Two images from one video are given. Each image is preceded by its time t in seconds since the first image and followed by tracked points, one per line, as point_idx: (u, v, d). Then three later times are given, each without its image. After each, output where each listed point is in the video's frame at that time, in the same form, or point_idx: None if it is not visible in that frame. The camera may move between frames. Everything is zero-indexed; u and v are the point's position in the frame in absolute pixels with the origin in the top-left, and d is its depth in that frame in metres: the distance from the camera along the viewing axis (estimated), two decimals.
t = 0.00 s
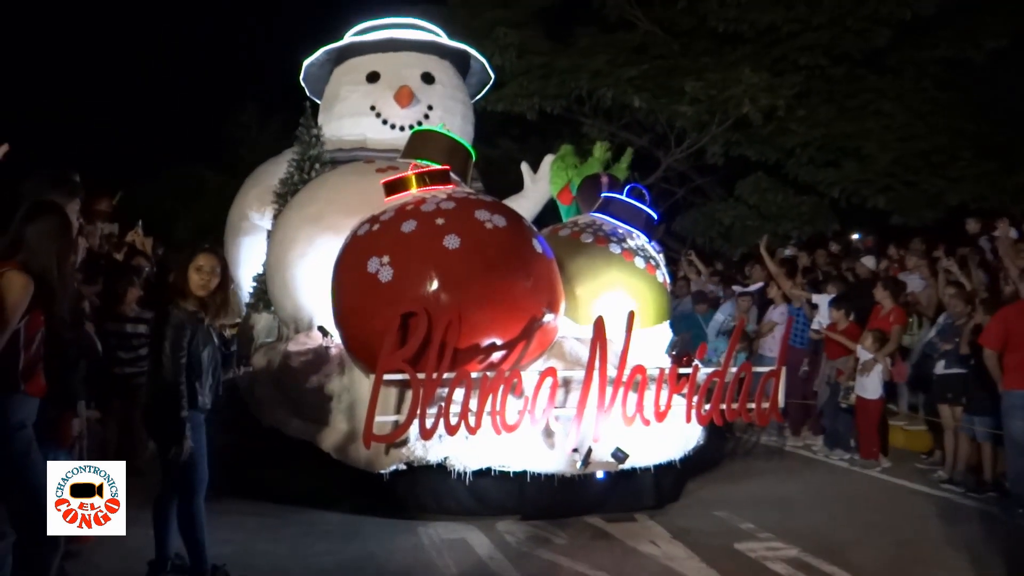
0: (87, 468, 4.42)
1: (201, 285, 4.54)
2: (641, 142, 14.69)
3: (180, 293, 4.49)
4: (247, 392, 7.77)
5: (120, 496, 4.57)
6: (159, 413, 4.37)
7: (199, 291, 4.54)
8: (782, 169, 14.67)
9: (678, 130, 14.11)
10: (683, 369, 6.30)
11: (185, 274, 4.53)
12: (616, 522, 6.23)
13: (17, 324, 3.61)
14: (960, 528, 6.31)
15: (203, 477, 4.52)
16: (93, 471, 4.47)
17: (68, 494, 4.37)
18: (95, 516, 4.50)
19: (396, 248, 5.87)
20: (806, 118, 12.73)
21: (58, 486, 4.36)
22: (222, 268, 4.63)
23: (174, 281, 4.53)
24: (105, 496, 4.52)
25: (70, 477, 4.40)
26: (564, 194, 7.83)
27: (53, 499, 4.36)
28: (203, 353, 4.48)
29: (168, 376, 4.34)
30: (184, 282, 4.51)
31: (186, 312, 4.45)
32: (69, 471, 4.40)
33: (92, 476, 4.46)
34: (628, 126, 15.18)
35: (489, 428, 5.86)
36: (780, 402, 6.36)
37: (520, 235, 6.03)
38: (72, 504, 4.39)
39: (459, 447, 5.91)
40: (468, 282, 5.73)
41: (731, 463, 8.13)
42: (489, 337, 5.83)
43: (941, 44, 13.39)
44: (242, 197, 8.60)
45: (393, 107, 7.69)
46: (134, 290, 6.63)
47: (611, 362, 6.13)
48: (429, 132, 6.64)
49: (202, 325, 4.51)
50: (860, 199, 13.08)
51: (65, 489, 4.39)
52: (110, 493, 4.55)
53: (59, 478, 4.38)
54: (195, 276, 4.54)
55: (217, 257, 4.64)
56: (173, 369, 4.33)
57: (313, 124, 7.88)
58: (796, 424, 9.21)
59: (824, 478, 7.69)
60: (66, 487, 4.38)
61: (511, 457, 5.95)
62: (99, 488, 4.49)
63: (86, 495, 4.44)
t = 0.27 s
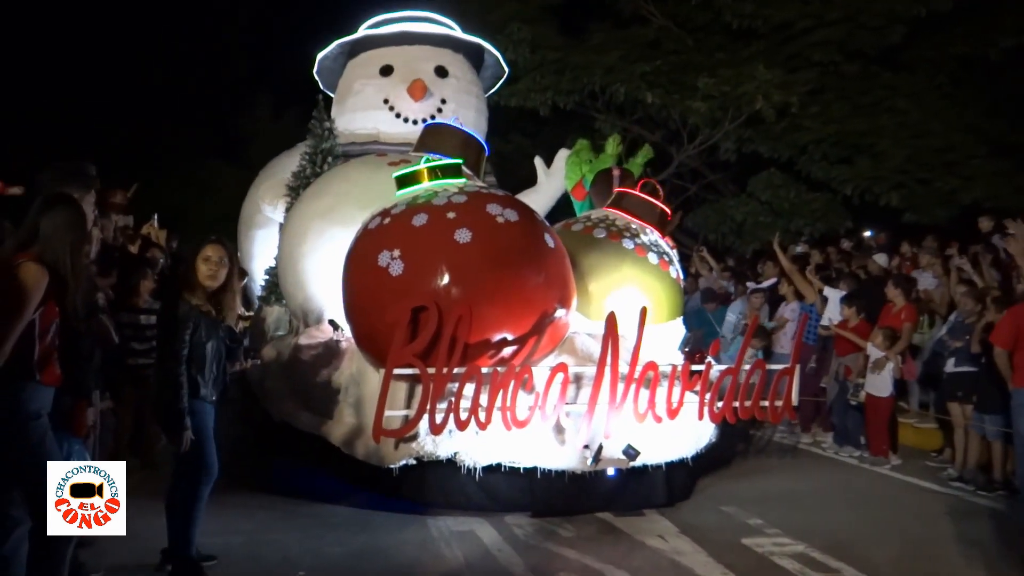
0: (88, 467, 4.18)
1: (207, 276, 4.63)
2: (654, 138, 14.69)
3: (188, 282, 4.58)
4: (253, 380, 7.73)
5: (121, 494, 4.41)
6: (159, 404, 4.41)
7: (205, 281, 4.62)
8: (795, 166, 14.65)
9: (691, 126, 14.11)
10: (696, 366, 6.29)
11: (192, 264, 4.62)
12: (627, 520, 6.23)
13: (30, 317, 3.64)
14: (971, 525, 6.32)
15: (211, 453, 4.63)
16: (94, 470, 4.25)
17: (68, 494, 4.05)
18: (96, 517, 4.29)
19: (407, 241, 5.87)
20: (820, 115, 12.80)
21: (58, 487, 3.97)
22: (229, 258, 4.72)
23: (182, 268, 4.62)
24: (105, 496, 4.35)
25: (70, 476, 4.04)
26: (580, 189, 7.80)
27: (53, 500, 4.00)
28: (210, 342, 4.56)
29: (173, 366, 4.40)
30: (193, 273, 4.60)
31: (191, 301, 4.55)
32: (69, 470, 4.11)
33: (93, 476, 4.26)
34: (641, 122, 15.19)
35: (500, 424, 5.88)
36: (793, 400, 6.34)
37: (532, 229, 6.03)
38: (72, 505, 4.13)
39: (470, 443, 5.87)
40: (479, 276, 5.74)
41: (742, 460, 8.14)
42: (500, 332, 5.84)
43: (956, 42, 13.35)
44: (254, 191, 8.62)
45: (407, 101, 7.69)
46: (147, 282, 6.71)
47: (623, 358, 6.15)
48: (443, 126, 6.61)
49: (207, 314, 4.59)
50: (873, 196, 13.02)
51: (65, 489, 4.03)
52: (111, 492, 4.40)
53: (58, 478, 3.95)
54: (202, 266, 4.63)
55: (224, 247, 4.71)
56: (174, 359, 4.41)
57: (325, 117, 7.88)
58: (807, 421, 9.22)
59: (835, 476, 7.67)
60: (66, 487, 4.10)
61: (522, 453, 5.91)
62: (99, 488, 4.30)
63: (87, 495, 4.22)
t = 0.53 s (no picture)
0: (88, 467, 3.99)
1: (215, 267, 4.63)
2: (665, 133, 14.69)
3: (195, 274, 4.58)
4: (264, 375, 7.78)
5: (120, 495, 4.24)
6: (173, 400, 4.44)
7: (212, 272, 4.62)
8: (805, 162, 14.63)
9: (702, 121, 14.11)
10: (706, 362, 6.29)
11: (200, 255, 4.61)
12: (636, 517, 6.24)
13: (43, 306, 3.69)
14: (979, 521, 6.32)
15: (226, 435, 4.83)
16: (93, 470, 4.08)
17: (68, 495, 3.92)
18: (95, 517, 4.13)
19: (417, 234, 5.88)
20: (832, 110, 12.71)
21: (57, 487, 3.87)
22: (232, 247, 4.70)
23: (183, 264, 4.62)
24: (104, 496, 4.17)
25: (69, 476, 3.91)
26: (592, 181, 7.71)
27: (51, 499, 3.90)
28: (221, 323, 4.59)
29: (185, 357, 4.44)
30: (199, 265, 4.59)
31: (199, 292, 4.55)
32: (69, 471, 3.92)
33: (93, 476, 4.07)
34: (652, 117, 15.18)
35: (507, 419, 5.90)
36: (804, 398, 6.33)
37: (542, 223, 6.03)
38: (72, 505, 3.98)
39: (477, 437, 5.89)
40: (487, 270, 5.74)
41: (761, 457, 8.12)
42: (509, 326, 5.85)
43: (969, 38, 13.32)
44: (266, 183, 8.64)
45: (419, 93, 7.70)
46: (157, 273, 6.80)
47: (633, 354, 6.16)
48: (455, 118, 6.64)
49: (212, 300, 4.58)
50: (884, 192, 12.97)
51: (64, 489, 3.90)
52: (109, 492, 4.22)
53: (59, 478, 3.86)
54: (208, 258, 4.62)
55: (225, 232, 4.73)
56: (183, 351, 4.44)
57: (337, 109, 7.87)
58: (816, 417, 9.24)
59: (844, 472, 7.67)
60: (66, 488, 3.92)
61: (529, 448, 5.94)
62: (99, 488, 4.11)
63: (86, 495, 4.06)
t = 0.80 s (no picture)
0: (88, 468, 3.94)
1: (214, 260, 4.65)
2: (671, 127, 14.68)
3: (193, 269, 4.62)
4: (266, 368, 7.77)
5: (120, 496, 4.19)
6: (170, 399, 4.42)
7: (211, 266, 4.65)
8: (812, 156, 14.61)
9: (708, 115, 14.10)
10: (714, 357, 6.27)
11: (199, 250, 4.65)
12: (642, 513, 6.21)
13: (52, 301, 3.70)
14: (983, 517, 6.31)
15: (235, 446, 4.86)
16: (94, 470, 4.02)
17: (68, 495, 3.92)
18: (95, 517, 4.08)
19: (422, 227, 5.88)
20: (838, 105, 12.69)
21: (57, 487, 3.88)
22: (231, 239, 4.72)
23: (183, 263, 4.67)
24: (105, 496, 4.12)
25: (70, 476, 3.91)
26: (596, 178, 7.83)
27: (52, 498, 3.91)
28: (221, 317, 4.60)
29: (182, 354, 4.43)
30: (195, 261, 4.63)
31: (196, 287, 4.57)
32: (69, 471, 3.90)
33: (93, 476, 4.01)
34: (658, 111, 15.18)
35: (512, 414, 5.86)
36: (812, 394, 6.33)
37: (548, 216, 6.03)
38: (71, 505, 3.96)
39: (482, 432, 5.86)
40: (492, 264, 5.75)
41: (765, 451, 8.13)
42: (514, 320, 5.85)
43: (978, 32, 13.26)
44: (272, 176, 8.65)
45: (425, 85, 7.68)
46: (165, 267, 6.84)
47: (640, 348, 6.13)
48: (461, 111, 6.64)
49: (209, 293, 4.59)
50: (890, 187, 12.94)
51: (65, 489, 3.90)
52: (110, 492, 4.17)
53: (59, 477, 3.87)
54: (207, 252, 4.65)
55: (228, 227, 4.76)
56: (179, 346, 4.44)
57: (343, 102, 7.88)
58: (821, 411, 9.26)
59: (850, 468, 7.67)
60: (66, 488, 3.89)
61: (535, 444, 5.90)
62: (99, 488, 4.06)
63: (86, 495, 4.01)
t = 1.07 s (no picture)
0: (88, 468, 3.92)
1: (212, 258, 4.58)
2: (673, 121, 14.68)
3: (189, 267, 4.55)
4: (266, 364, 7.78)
5: (120, 496, 4.15)
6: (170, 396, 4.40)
7: (208, 263, 4.57)
8: (814, 151, 14.60)
9: (710, 110, 14.10)
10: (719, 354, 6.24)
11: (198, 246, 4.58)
12: (646, 510, 6.20)
13: (61, 293, 3.72)
14: (984, 511, 6.32)
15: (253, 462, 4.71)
16: (93, 470, 3.98)
17: (68, 495, 3.91)
18: (96, 517, 4.03)
19: (423, 221, 5.88)
20: (840, 99, 12.67)
21: (57, 487, 3.89)
22: (232, 236, 4.62)
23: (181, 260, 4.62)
24: (105, 495, 4.08)
25: (70, 476, 3.91)
26: (597, 174, 7.88)
27: (53, 498, 3.92)
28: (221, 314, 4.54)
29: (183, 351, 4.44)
30: (192, 260, 4.56)
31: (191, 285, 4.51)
32: (69, 471, 3.91)
33: (92, 476, 3.97)
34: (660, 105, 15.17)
35: (516, 411, 5.90)
36: (818, 390, 6.31)
37: (551, 210, 6.02)
38: (72, 505, 3.94)
39: (485, 428, 5.93)
40: (494, 259, 5.74)
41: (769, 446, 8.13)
42: (517, 316, 5.85)
43: (981, 27, 13.26)
44: (275, 170, 8.65)
45: (429, 79, 7.68)
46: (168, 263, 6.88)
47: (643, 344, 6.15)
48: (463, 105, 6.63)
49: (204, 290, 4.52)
50: (893, 181, 12.91)
51: (64, 489, 3.91)
52: (110, 493, 4.13)
53: (58, 477, 3.89)
54: (205, 249, 4.57)
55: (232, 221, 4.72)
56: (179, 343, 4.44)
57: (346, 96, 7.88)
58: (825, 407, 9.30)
59: (851, 463, 7.68)
60: (66, 488, 3.90)
61: (539, 440, 5.94)
62: (99, 488, 4.02)
63: (86, 495, 3.98)
